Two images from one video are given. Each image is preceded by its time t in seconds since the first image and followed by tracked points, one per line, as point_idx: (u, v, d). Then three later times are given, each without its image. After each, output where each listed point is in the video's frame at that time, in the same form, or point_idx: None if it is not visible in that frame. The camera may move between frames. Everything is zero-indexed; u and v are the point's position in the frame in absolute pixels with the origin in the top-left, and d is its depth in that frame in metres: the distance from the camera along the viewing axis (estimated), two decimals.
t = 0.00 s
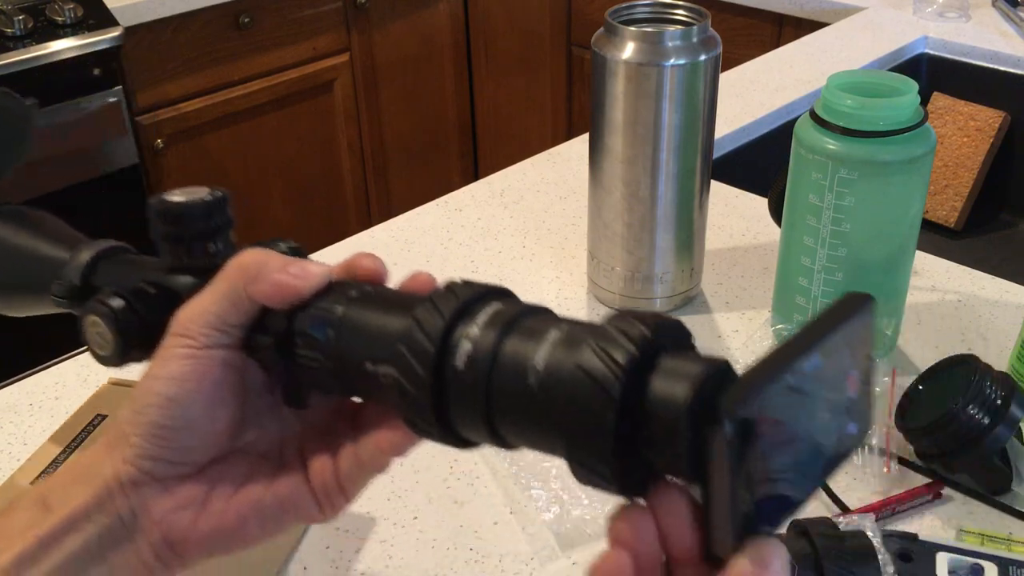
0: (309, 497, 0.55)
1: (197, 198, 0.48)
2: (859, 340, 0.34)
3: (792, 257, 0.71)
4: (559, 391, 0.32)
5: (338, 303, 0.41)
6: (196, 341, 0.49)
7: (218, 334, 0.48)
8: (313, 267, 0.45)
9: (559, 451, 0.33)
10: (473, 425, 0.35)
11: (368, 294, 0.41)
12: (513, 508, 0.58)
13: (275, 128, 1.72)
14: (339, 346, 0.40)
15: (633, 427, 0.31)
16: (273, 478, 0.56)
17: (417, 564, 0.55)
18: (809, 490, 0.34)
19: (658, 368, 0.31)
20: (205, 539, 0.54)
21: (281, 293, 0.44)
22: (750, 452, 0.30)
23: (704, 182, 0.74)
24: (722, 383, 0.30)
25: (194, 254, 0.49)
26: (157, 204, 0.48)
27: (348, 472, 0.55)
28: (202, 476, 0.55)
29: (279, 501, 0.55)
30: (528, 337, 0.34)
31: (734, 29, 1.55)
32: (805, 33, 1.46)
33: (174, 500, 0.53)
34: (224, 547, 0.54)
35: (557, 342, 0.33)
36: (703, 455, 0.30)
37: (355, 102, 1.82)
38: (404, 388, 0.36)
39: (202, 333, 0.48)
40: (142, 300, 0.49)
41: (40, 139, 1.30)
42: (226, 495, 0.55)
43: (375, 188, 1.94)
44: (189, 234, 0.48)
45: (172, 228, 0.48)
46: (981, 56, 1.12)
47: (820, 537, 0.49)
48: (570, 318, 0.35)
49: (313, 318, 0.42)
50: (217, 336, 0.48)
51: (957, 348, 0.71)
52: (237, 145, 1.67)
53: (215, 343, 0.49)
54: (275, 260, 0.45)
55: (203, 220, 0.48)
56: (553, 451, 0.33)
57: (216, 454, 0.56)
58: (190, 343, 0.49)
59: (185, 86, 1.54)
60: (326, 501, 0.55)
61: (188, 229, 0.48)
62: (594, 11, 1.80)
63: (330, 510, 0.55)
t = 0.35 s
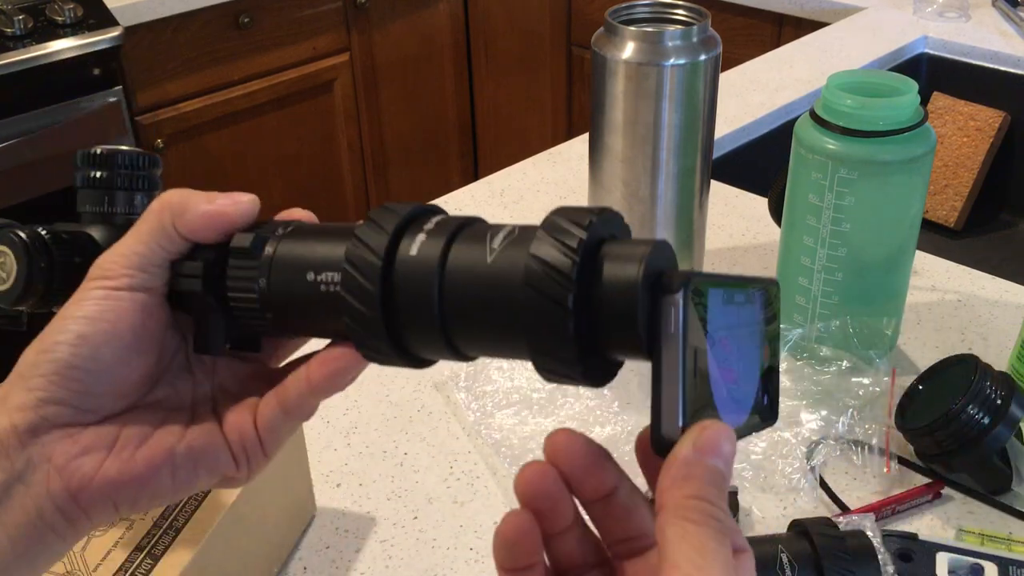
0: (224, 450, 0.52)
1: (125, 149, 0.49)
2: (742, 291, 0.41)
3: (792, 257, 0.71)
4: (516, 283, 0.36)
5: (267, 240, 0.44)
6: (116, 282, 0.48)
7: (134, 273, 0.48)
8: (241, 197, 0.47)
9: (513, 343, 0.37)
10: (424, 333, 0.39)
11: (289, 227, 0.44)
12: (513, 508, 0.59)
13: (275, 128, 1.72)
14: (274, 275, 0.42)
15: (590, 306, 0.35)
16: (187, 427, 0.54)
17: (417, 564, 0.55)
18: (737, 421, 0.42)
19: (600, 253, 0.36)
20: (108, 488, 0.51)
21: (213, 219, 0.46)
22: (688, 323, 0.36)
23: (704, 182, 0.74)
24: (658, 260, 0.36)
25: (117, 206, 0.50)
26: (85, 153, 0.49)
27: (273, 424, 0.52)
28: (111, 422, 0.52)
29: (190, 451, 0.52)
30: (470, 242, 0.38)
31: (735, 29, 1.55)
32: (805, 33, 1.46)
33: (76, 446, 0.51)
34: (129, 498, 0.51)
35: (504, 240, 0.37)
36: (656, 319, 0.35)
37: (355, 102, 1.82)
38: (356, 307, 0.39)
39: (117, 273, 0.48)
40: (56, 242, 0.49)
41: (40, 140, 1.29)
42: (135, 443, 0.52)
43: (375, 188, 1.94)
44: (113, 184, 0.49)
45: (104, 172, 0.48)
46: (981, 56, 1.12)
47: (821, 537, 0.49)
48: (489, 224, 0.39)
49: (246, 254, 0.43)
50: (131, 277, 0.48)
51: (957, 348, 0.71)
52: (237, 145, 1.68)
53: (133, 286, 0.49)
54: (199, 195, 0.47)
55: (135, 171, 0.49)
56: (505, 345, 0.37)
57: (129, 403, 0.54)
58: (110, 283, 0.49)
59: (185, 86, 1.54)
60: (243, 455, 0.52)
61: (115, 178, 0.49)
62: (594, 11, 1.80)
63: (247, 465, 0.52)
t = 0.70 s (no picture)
0: (214, 463, 0.51)
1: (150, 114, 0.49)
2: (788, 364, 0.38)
3: (792, 257, 0.71)
4: (568, 306, 0.34)
5: (291, 226, 0.43)
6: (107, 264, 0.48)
7: (127, 254, 0.47)
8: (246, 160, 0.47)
9: (548, 365, 0.35)
10: (450, 340, 0.36)
11: (322, 218, 0.43)
12: (512, 508, 0.59)
13: (275, 128, 1.72)
14: (290, 273, 0.41)
15: (647, 335, 0.33)
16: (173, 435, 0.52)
17: (416, 564, 0.55)
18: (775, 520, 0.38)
19: (668, 284, 0.34)
20: (83, 500, 0.48)
21: (218, 189, 0.46)
22: (751, 379, 0.33)
23: (704, 182, 0.74)
24: (731, 303, 0.33)
25: (133, 171, 0.49)
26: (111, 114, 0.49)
27: (271, 434, 0.51)
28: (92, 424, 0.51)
29: (179, 460, 0.51)
30: (519, 254, 0.36)
31: (735, 29, 1.55)
32: (805, 33, 1.46)
33: (51, 451, 0.49)
34: (107, 510, 0.49)
35: (558, 258, 0.36)
36: (717, 369, 0.32)
37: (355, 102, 1.82)
38: (383, 302, 0.37)
39: (111, 253, 0.47)
40: (57, 190, 0.48)
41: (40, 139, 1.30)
42: (115, 452, 0.50)
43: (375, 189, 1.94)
44: (135, 144, 0.49)
45: (129, 131, 0.49)
46: (981, 56, 1.12)
47: (821, 537, 0.49)
48: (539, 241, 0.38)
49: (269, 231, 0.43)
50: (122, 256, 0.47)
51: (956, 348, 0.71)
52: (236, 145, 1.68)
53: (125, 268, 0.47)
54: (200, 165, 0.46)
55: (158, 138, 0.50)
56: (537, 366, 0.35)
57: (111, 403, 0.52)
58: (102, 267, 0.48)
59: (185, 86, 1.54)
60: (236, 465, 0.51)
61: (139, 138, 0.49)
62: (594, 11, 1.81)
63: (239, 476, 0.51)
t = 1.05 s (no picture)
0: (242, 508, 0.52)
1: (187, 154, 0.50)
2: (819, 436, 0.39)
3: (792, 257, 0.71)
4: (616, 372, 0.34)
5: (333, 276, 0.43)
6: (143, 307, 0.48)
7: (165, 297, 0.47)
8: (286, 210, 0.47)
9: (593, 428, 0.35)
10: (493, 400, 0.36)
11: (362, 269, 0.44)
12: (512, 508, 0.59)
13: (275, 127, 1.72)
14: (331, 329, 0.41)
15: (694, 402, 0.33)
16: (200, 479, 0.53)
17: (416, 564, 0.55)
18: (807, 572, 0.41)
19: (714, 355, 0.34)
20: (111, 543, 0.50)
21: (259, 240, 0.46)
22: (795, 450, 0.34)
23: (704, 182, 0.74)
24: (776, 374, 0.34)
25: (168, 213, 0.50)
26: (148, 152, 0.49)
27: (301, 484, 0.53)
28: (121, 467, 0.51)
29: (206, 506, 0.52)
30: (564, 316, 0.37)
31: (735, 28, 1.55)
32: (805, 33, 1.46)
33: (80, 493, 0.49)
34: (132, 554, 0.50)
35: (604, 322, 0.36)
36: (763, 440, 0.33)
37: (355, 103, 1.82)
38: (427, 357, 0.37)
39: (148, 297, 0.48)
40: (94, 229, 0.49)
41: (41, 139, 1.30)
42: (144, 496, 0.51)
43: (375, 189, 1.94)
44: (171, 185, 0.49)
45: (163, 171, 0.49)
46: (981, 57, 1.12)
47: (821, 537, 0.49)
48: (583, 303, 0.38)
49: (310, 279, 0.43)
50: (161, 301, 0.48)
51: (956, 348, 0.71)
52: (236, 145, 1.68)
53: (161, 313, 0.48)
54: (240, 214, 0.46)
55: (193, 179, 0.50)
56: (581, 429, 0.35)
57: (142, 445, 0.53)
58: (139, 308, 0.48)
59: (185, 86, 1.54)
60: (261, 513, 0.53)
61: (174, 180, 0.49)
62: (594, 11, 1.81)
63: (267, 524, 0.53)
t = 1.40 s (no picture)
0: (230, 490, 0.52)
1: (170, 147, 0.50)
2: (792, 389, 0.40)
3: (792, 257, 0.71)
4: (595, 334, 0.36)
5: (314, 253, 0.44)
6: (135, 294, 0.48)
7: (156, 284, 0.48)
8: (267, 191, 0.48)
9: (575, 390, 0.37)
10: (479, 367, 0.38)
11: (343, 248, 0.45)
12: (512, 508, 0.59)
13: (275, 126, 1.72)
14: (315, 306, 0.42)
15: (673, 357, 0.35)
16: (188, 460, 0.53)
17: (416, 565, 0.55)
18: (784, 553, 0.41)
19: (687, 310, 0.36)
20: (101, 525, 0.49)
21: (245, 221, 0.46)
22: (772, 399, 0.36)
23: (704, 182, 0.74)
24: (750, 326, 0.36)
25: (152, 204, 0.50)
26: (132, 146, 0.50)
27: (288, 462, 0.52)
28: (109, 450, 0.51)
29: (193, 490, 0.51)
30: (541, 281, 0.38)
31: (736, 28, 1.55)
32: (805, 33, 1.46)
33: (69, 476, 0.49)
34: (122, 537, 0.50)
35: (581, 285, 0.38)
36: (740, 389, 0.35)
37: (355, 102, 1.82)
38: (413, 326, 0.38)
39: (138, 283, 0.48)
40: (78, 219, 0.48)
41: (41, 139, 1.30)
42: (133, 478, 0.51)
43: (375, 190, 1.94)
44: (155, 177, 0.50)
45: (148, 164, 0.50)
46: (981, 56, 1.12)
47: (821, 536, 0.49)
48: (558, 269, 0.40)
49: (293, 258, 0.44)
50: (150, 288, 0.48)
51: (957, 348, 0.71)
52: (237, 145, 1.68)
53: (154, 298, 0.48)
54: (222, 197, 0.47)
55: (176, 172, 0.51)
56: (566, 392, 0.37)
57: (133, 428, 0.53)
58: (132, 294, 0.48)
59: (186, 86, 1.54)
60: (250, 495, 0.52)
61: (158, 171, 0.50)
62: (594, 11, 1.81)
63: (255, 505, 0.52)
